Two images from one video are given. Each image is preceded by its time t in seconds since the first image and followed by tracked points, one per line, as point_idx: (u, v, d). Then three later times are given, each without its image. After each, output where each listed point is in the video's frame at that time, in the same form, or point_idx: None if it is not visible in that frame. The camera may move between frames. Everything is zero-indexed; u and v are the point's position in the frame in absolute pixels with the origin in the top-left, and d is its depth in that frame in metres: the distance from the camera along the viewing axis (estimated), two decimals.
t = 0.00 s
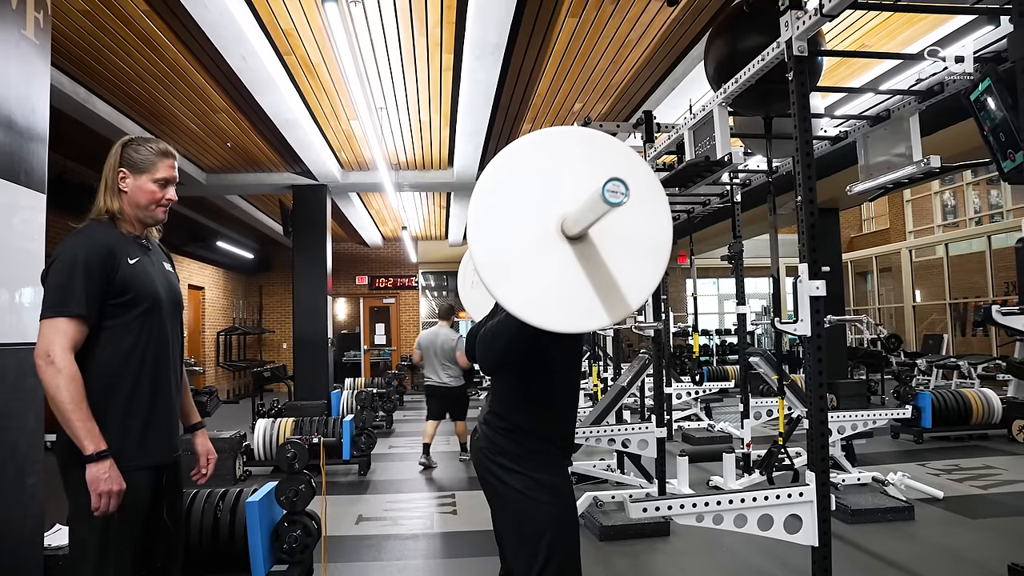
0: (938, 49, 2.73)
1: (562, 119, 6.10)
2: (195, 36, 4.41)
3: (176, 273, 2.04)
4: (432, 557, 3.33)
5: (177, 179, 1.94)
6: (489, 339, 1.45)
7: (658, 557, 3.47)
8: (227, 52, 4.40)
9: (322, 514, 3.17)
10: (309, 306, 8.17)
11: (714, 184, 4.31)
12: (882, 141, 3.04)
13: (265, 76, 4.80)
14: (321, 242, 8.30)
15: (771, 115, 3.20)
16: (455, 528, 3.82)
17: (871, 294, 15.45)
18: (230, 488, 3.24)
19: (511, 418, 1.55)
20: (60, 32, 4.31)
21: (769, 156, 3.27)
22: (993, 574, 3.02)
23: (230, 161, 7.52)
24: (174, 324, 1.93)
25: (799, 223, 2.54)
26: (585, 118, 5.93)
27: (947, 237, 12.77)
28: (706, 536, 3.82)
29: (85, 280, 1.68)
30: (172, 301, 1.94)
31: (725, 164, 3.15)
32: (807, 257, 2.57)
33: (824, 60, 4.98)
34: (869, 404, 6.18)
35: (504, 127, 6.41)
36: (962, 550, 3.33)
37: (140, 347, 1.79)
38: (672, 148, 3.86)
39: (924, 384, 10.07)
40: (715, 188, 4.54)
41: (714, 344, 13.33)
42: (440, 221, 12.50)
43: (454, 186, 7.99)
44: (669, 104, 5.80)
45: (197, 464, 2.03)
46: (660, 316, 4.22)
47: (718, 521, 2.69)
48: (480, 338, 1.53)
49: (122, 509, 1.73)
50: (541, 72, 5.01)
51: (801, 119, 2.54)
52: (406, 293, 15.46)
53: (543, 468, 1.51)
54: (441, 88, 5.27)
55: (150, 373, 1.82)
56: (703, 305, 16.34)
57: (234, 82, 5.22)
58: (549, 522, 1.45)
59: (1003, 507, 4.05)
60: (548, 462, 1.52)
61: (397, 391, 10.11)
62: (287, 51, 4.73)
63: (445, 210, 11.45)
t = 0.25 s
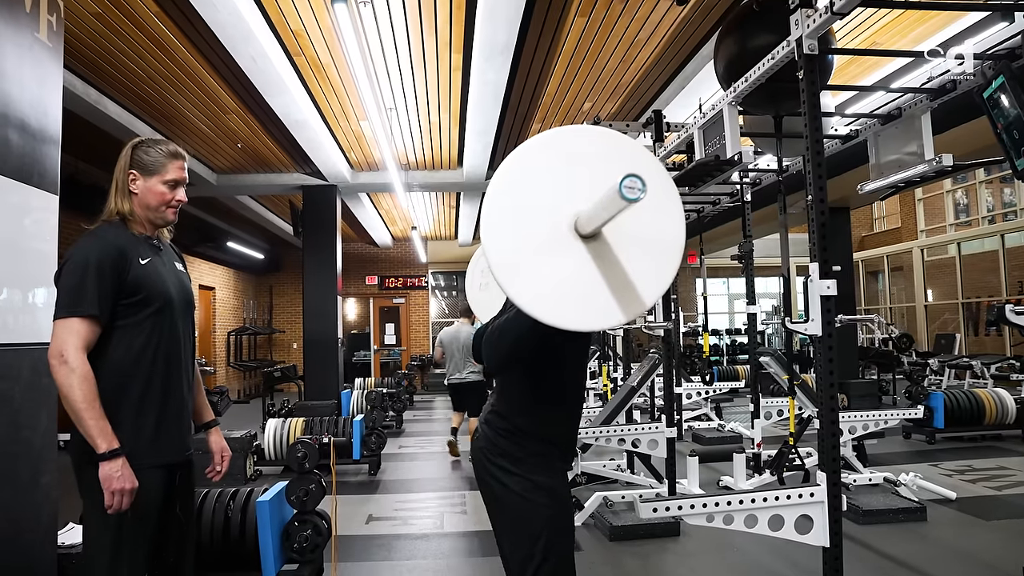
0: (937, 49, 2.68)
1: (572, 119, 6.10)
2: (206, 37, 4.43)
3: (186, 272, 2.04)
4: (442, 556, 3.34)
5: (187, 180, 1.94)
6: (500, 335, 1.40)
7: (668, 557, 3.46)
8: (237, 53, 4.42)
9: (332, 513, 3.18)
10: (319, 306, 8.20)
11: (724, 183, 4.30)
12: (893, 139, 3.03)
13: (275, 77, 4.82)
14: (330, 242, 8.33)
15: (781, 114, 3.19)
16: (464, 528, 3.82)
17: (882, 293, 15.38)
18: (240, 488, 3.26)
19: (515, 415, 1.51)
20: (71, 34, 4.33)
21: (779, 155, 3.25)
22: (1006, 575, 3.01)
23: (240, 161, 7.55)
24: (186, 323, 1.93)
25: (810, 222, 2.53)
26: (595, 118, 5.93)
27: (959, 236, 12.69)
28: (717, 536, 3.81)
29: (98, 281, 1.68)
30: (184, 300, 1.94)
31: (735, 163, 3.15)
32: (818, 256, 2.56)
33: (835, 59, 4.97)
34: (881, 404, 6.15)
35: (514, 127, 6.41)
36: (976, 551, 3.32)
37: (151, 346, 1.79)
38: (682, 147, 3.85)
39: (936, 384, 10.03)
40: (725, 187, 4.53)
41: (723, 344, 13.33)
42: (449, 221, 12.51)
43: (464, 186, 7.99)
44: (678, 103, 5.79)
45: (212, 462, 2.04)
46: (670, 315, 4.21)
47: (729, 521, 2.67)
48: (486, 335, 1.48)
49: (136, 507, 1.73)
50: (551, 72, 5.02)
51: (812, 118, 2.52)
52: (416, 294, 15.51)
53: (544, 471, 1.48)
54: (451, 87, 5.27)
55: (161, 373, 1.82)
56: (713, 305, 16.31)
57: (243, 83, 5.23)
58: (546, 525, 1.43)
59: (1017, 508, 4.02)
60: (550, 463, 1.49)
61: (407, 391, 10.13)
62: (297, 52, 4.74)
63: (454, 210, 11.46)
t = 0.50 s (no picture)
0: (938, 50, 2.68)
1: (579, 118, 6.10)
2: (214, 38, 4.45)
3: (195, 273, 2.03)
4: (451, 556, 3.35)
5: (195, 181, 1.94)
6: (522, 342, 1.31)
7: (676, 557, 3.46)
8: (245, 54, 4.44)
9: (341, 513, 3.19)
10: (327, 306, 8.23)
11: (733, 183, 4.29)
12: (903, 137, 3.02)
13: (283, 78, 4.84)
14: (338, 243, 8.35)
15: (790, 113, 3.18)
16: (473, 528, 3.83)
17: (892, 292, 15.31)
18: (249, 488, 3.28)
19: (521, 427, 1.44)
20: (81, 36, 4.36)
21: (788, 154, 3.24)
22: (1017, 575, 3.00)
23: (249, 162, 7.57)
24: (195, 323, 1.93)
25: (819, 221, 2.51)
26: (602, 117, 5.93)
27: (970, 235, 12.61)
28: (727, 536, 3.81)
29: (106, 282, 1.68)
30: (192, 300, 1.94)
31: (743, 162, 3.16)
32: (826, 256, 2.54)
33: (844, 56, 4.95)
34: (891, 404, 6.12)
35: (522, 127, 6.41)
36: (987, 552, 3.30)
37: (160, 346, 1.80)
38: (690, 147, 3.84)
39: (947, 384, 9.98)
40: (734, 186, 4.52)
41: (732, 344, 13.31)
42: (457, 221, 12.51)
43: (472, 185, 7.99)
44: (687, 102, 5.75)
45: (220, 461, 2.03)
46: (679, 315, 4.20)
47: (738, 522, 2.66)
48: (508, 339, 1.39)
49: (146, 506, 1.74)
50: (558, 71, 5.02)
51: (820, 116, 2.51)
52: (424, 294, 15.53)
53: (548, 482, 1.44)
54: (458, 88, 5.27)
55: (171, 373, 1.82)
56: (721, 304, 16.28)
57: (252, 83, 5.24)
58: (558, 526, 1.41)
59: None
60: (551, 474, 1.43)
61: (415, 391, 10.14)
62: (305, 53, 4.75)
63: (462, 210, 11.45)
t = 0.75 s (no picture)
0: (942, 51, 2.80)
1: (584, 118, 6.11)
2: (220, 39, 4.46)
3: (200, 275, 2.03)
4: (458, 556, 3.35)
5: (201, 182, 1.94)
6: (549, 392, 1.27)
7: (682, 557, 3.46)
8: (251, 54, 4.45)
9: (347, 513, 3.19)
10: (333, 306, 8.25)
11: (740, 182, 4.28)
12: (910, 136, 3.02)
13: (288, 78, 4.85)
14: (344, 243, 8.37)
15: (796, 112, 3.17)
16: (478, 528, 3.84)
17: (899, 292, 15.27)
18: (255, 487, 3.30)
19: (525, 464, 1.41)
20: (88, 37, 4.37)
21: (794, 154, 3.24)
22: None
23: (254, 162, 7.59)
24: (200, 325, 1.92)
25: (825, 221, 2.50)
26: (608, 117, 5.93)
27: (977, 234, 12.58)
28: (733, 537, 3.81)
29: (110, 283, 1.69)
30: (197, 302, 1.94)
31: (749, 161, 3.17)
32: (834, 256, 2.54)
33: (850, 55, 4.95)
34: (898, 404, 6.10)
35: (527, 127, 6.42)
36: (994, 552, 3.30)
37: (165, 345, 1.80)
38: (696, 146, 3.84)
39: (954, 384, 9.96)
40: (740, 185, 4.51)
41: (737, 344, 13.30)
42: (462, 221, 12.52)
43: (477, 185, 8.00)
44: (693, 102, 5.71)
45: (225, 462, 2.03)
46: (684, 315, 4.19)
47: (744, 522, 2.66)
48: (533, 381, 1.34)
49: (151, 505, 1.74)
50: (564, 71, 5.03)
51: (827, 116, 2.51)
52: (429, 294, 15.54)
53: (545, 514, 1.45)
54: (464, 88, 5.27)
55: (176, 372, 1.83)
56: (727, 304, 16.25)
57: (257, 83, 5.25)
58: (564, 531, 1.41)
59: None
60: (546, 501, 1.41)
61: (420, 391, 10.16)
62: (310, 53, 4.77)
63: (467, 210, 11.46)
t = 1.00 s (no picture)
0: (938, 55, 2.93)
1: (588, 118, 6.11)
2: (224, 39, 4.47)
3: (204, 277, 2.03)
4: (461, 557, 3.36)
5: (205, 183, 1.94)
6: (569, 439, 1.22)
7: (685, 557, 3.46)
8: (255, 55, 4.47)
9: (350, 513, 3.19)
10: (336, 306, 8.27)
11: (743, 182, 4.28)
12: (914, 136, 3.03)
13: (292, 78, 4.86)
14: (347, 243, 8.39)
15: (800, 112, 3.17)
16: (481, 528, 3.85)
17: (903, 292, 15.25)
18: (258, 487, 3.30)
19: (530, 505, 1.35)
20: (92, 38, 4.39)
21: (798, 154, 3.23)
22: None
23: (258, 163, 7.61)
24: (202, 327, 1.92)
25: (829, 221, 2.50)
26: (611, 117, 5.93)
27: (982, 234, 12.56)
28: (737, 537, 3.80)
29: (113, 283, 1.69)
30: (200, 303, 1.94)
31: (752, 161, 3.19)
32: (837, 255, 2.53)
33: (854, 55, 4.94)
34: (902, 404, 6.09)
35: (530, 127, 6.42)
36: (998, 553, 3.29)
37: (167, 346, 1.80)
38: (699, 146, 3.84)
39: (959, 384, 9.93)
40: (743, 185, 4.51)
41: (741, 344, 13.29)
42: (466, 221, 12.53)
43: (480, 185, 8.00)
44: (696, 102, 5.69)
45: (226, 462, 2.02)
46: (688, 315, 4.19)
47: (747, 522, 2.65)
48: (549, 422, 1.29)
49: (151, 505, 1.74)
50: (567, 71, 5.03)
51: (830, 115, 2.51)
52: (433, 294, 15.56)
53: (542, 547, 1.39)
54: (467, 88, 5.28)
55: (177, 373, 1.83)
56: (731, 304, 16.24)
57: (261, 84, 5.26)
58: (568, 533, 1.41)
59: None
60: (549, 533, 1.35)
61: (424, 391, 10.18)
62: (314, 54, 4.78)
63: (471, 210, 11.46)
